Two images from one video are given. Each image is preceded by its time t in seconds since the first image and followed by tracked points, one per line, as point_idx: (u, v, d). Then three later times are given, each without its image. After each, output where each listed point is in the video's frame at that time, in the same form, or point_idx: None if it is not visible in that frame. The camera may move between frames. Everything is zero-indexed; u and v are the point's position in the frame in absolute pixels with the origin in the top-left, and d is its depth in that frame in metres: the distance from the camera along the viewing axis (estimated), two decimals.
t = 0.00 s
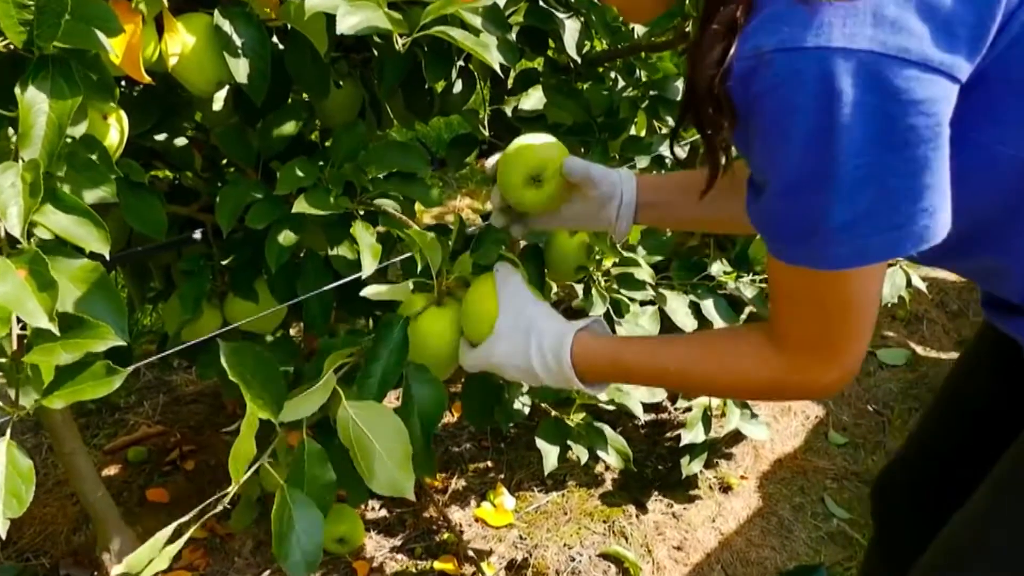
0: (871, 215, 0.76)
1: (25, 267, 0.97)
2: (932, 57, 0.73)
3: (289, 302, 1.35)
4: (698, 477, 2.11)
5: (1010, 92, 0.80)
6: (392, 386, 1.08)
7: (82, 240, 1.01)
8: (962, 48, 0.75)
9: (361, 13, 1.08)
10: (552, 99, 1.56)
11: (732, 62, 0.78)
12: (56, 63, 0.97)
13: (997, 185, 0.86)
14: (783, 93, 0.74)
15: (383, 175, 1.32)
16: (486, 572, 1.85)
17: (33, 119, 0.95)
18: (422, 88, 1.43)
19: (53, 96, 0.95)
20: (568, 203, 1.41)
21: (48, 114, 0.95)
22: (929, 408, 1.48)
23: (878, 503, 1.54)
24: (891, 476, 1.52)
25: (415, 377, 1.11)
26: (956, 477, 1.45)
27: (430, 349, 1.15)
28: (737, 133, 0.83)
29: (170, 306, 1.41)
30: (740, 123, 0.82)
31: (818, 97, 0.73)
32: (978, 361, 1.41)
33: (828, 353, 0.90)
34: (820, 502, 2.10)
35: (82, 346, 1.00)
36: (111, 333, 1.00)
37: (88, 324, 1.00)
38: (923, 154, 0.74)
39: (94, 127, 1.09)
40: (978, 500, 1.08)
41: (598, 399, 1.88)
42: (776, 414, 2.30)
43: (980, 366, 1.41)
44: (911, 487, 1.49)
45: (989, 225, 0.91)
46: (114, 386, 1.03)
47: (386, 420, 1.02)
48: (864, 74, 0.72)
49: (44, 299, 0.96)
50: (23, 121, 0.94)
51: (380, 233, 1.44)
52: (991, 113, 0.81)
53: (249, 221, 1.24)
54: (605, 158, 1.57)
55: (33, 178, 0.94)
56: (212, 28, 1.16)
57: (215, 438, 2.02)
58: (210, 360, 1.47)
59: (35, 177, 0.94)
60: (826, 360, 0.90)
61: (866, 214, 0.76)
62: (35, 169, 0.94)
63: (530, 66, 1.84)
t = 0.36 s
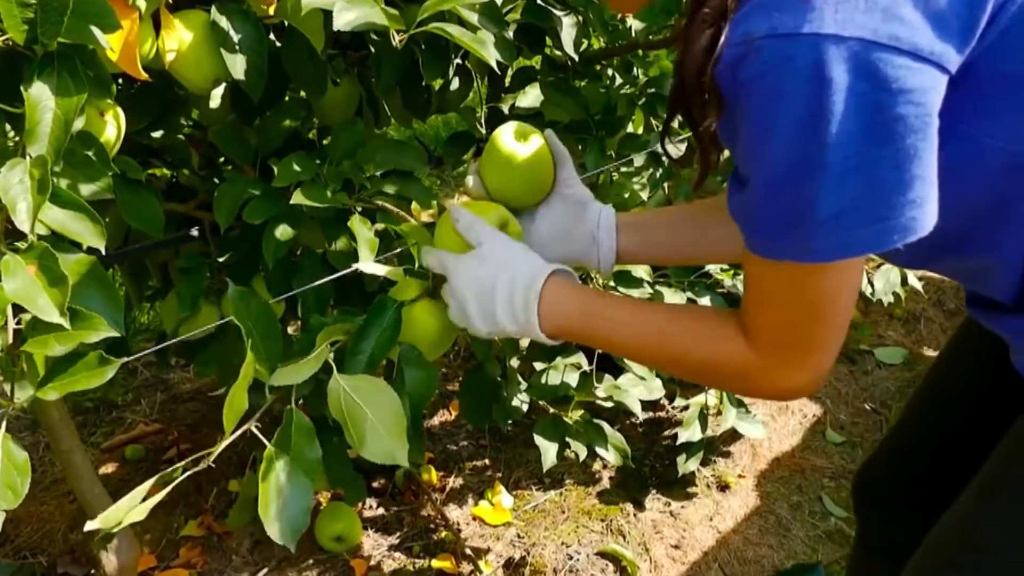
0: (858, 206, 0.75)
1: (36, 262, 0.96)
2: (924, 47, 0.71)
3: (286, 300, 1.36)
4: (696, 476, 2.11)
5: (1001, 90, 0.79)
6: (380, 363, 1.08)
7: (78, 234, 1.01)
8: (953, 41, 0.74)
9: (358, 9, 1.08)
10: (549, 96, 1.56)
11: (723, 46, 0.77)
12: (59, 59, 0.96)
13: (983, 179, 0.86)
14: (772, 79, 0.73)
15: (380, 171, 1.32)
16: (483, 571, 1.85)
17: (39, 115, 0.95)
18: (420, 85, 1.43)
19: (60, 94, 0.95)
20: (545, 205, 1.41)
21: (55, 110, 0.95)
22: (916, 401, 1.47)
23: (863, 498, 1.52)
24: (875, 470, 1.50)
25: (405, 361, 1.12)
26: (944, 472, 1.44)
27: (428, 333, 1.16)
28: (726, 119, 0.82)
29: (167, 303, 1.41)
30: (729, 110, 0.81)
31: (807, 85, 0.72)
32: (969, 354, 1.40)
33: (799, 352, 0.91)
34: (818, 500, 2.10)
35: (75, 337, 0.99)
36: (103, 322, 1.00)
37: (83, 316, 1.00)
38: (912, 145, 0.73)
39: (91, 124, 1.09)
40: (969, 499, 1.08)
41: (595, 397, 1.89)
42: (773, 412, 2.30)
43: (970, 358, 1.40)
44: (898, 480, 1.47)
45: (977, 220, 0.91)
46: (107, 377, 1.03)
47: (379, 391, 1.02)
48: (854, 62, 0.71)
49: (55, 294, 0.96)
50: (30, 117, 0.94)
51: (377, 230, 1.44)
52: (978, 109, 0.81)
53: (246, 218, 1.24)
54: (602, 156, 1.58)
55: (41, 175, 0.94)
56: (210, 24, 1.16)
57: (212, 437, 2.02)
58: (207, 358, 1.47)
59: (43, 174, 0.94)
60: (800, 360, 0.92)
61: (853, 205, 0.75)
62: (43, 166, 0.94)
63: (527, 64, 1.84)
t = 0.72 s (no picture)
0: (827, 203, 0.78)
1: (16, 262, 0.97)
2: (891, 52, 0.74)
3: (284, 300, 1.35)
4: (694, 476, 2.11)
5: (961, 90, 0.83)
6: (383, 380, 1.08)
7: (73, 235, 1.01)
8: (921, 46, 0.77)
9: (356, 9, 1.08)
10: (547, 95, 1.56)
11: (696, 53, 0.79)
12: (47, 57, 0.96)
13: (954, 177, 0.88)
14: (745, 90, 0.76)
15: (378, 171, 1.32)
16: (481, 571, 1.85)
17: (23, 113, 0.94)
18: (418, 84, 1.42)
19: (45, 90, 0.95)
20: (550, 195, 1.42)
21: (39, 108, 0.95)
22: (895, 392, 1.46)
23: (841, 490, 1.50)
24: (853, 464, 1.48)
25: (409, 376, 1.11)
26: (927, 467, 1.43)
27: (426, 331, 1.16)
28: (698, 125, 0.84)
29: (165, 303, 1.41)
30: (701, 117, 0.83)
31: (779, 94, 0.75)
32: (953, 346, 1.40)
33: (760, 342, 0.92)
34: (816, 499, 2.10)
35: (76, 339, 1.00)
36: (104, 324, 1.00)
37: (83, 319, 1.01)
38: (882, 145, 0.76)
39: (89, 124, 1.09)
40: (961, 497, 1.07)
41: (594, 397, 1.89)
42: (771, 412, 2.30)
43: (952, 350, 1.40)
44: (880, 475, 1.45)
45: (950, 215, 0.92)
46: (110, 381, 1.03)
47: (388, 418, 1.02)
48: (825, 71, 0.73)
49: (35, 294, 0.97)
50: (12, 116, 0.94)
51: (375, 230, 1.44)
52: (941, 109, 0.84)
53: (244, 218, 1.24)
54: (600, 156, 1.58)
55: (23, 173, 0.95)
56: (207, 24, 1.16)
57: (210, 437, 2.02)
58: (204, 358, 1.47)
59: (26, 172, 0.95)
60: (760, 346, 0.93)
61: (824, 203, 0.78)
62: (25, 164, 0.95)
63: (525, 64, 1.84)
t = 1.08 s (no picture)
0: (772, 182, 0.79)
1: (30, 264, 0.96)
2: (854, 37, 0.75)
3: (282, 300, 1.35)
4: (691, 476, 2.11)
5: (941, 84, 0.83)
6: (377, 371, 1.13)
7: (74, 237, 1.01)
8: (888, 38, 0.77)
9: (354, 9, 1.08)
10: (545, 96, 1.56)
11: (664, 29, 0.81)
12: (54, 57, 0.96)
13: (926, 173, 0.88)
14: (704, 62, 0.77)
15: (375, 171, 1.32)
16: (479, 571, 1.85)
17: (35, 115, 0.95)
18: (415, 85, 1.43)
19: (54, 94, 0.95)
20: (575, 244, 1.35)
21: (49, 111, 0.95)
22: (886, 390, 1.45)
23: (834, 490, 1.49)
24: (846, 463, 1.47)
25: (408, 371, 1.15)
26: (919, 466, 1.43)
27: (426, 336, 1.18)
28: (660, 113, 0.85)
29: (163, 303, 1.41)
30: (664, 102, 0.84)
31: (736, 70, 0.75)
32: (943, 344, 1.39)
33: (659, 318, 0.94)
34: (813, 499, 2.10)
35: (76, 342, 0.99)
36: (106, 327, 1.00)
37: (83, 320, 1.00)
38: (829, 128, 0.77)
39: (87, 124, 1.09)
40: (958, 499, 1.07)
41: (592, 397, 1.89)
42: (769, 412, 2.30)
43: (945, 349, 1.39)
44: (875, 473, 1.45)
45: (930, 214, 0.92)
46: (110, 390, 1.04)
47: (393, 405, 1.06)
48: (787, 52, 0.74)
49: (48, 295, 0.96)
50: (25, 118, 0.94)
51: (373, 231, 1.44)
52: (913, 106, 0.85)
53: (242, 219, 1.24)
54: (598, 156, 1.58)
55: (36, 175, 0.93)
56: (205, 24, 1.16)
57: (207, 437, 2.02)
58: (202, 358, 1.47)
59: (37, 174, 0.93)
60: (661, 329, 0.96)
61: (762, 181, 0.79)
62: (37, 166, 0.93)
63: (523, 64, 1.85)
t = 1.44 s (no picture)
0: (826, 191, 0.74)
1: (12, 266, 0.96)
2: (878, 27, 0.72)
3: (281, 304, 1.35)
4: (690, 479, 2.11)
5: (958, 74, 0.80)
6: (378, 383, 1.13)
7: (71, 238, 1.01)
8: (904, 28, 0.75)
9: (353, 14, 1.08)
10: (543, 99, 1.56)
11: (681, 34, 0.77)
12: (44, 62, 0.96)
13: (932, 168, 0.86)
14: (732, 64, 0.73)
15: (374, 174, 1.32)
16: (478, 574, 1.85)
17: (22, 117, 0.94)
18: (415, 88, 1.42)
19: (41, 95, 0.95)
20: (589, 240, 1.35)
21: (37, 114, 0.95)
22: (876, 390, 1.46)
23: (829, 491, 1.48)
24: (841, 463, 1.47)
25: (408, 379, 1.16)
26: (911, 466, 1.43)
27: (432, 347, 1.17)
28: (681, 116, 0.82)
29: (162, 307, 1.41)
30: (684, 105, 0.80)
31: (767, 70, 0.72)
32: (934, 341, 1.41)
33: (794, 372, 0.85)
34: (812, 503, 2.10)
35: (75, 344, 0.99)
36: (104, 330, 0.99)
37: (81, 323, 1.00)
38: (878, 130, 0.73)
39: (86, 128, 1.09)
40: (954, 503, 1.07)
41: (590, 401, 1.88)
42: (767, 415, 2.30)
43: (935, 346, 1.41)
44: (869, 471, 1.45)
45: (937, 207, 0.90)
46: (104, 384, 1.04)
47: (388, 421, 1.06)
48: (813, 47, 0.71)
49: (32, 298, 0.96)
50: (10, 121, 0.93)
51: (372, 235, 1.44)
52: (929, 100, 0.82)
53: (241, 223, 1.24)
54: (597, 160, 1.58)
55: (19, 179, 0.93)
56: (204, 28, 1.16)
57: (206, 440, 2.02)
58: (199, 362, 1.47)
59: (22, 177, 0.94)
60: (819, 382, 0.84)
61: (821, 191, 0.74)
62: (21, 170, 0.93)
63: (522, 68, 1.85)
